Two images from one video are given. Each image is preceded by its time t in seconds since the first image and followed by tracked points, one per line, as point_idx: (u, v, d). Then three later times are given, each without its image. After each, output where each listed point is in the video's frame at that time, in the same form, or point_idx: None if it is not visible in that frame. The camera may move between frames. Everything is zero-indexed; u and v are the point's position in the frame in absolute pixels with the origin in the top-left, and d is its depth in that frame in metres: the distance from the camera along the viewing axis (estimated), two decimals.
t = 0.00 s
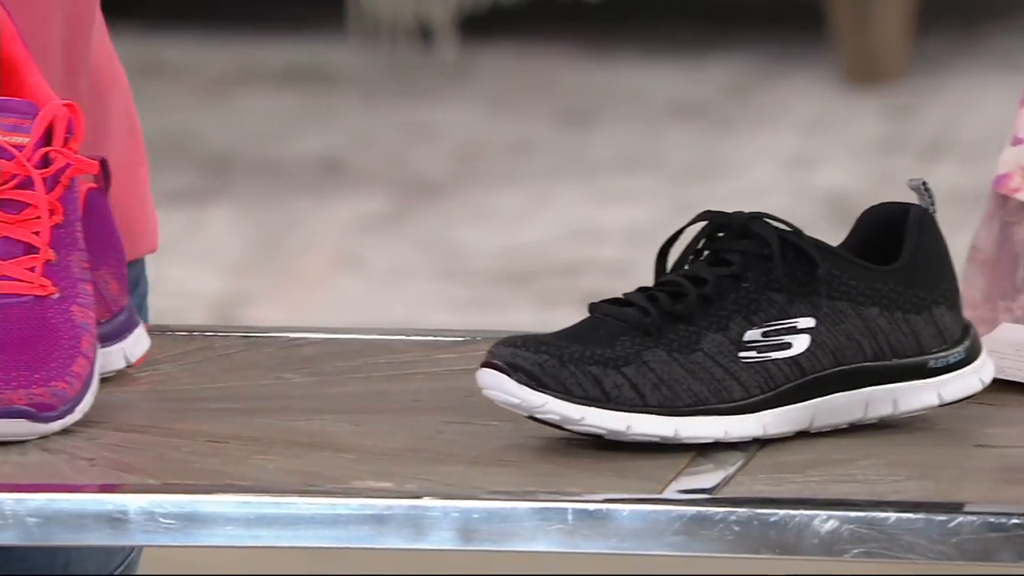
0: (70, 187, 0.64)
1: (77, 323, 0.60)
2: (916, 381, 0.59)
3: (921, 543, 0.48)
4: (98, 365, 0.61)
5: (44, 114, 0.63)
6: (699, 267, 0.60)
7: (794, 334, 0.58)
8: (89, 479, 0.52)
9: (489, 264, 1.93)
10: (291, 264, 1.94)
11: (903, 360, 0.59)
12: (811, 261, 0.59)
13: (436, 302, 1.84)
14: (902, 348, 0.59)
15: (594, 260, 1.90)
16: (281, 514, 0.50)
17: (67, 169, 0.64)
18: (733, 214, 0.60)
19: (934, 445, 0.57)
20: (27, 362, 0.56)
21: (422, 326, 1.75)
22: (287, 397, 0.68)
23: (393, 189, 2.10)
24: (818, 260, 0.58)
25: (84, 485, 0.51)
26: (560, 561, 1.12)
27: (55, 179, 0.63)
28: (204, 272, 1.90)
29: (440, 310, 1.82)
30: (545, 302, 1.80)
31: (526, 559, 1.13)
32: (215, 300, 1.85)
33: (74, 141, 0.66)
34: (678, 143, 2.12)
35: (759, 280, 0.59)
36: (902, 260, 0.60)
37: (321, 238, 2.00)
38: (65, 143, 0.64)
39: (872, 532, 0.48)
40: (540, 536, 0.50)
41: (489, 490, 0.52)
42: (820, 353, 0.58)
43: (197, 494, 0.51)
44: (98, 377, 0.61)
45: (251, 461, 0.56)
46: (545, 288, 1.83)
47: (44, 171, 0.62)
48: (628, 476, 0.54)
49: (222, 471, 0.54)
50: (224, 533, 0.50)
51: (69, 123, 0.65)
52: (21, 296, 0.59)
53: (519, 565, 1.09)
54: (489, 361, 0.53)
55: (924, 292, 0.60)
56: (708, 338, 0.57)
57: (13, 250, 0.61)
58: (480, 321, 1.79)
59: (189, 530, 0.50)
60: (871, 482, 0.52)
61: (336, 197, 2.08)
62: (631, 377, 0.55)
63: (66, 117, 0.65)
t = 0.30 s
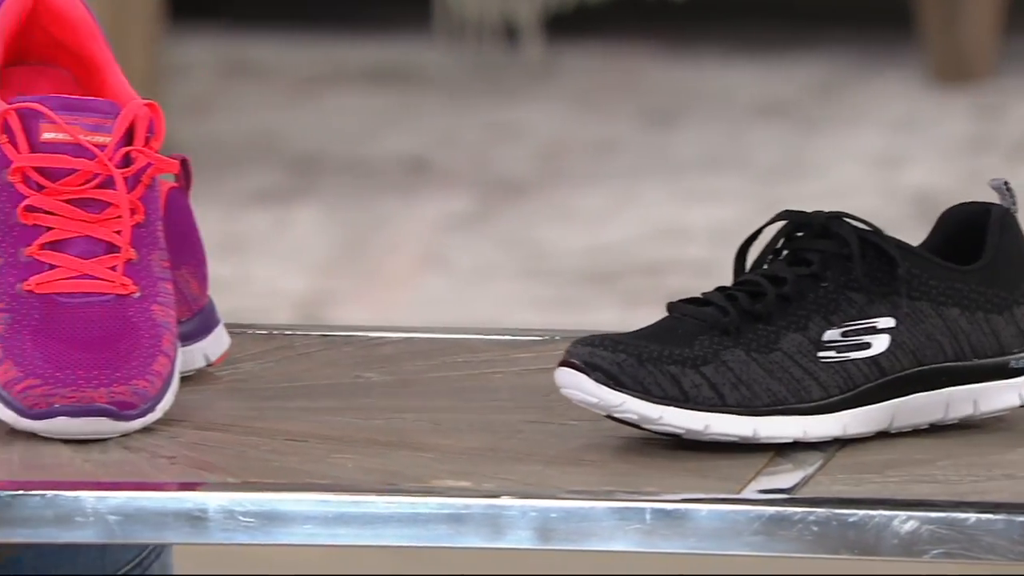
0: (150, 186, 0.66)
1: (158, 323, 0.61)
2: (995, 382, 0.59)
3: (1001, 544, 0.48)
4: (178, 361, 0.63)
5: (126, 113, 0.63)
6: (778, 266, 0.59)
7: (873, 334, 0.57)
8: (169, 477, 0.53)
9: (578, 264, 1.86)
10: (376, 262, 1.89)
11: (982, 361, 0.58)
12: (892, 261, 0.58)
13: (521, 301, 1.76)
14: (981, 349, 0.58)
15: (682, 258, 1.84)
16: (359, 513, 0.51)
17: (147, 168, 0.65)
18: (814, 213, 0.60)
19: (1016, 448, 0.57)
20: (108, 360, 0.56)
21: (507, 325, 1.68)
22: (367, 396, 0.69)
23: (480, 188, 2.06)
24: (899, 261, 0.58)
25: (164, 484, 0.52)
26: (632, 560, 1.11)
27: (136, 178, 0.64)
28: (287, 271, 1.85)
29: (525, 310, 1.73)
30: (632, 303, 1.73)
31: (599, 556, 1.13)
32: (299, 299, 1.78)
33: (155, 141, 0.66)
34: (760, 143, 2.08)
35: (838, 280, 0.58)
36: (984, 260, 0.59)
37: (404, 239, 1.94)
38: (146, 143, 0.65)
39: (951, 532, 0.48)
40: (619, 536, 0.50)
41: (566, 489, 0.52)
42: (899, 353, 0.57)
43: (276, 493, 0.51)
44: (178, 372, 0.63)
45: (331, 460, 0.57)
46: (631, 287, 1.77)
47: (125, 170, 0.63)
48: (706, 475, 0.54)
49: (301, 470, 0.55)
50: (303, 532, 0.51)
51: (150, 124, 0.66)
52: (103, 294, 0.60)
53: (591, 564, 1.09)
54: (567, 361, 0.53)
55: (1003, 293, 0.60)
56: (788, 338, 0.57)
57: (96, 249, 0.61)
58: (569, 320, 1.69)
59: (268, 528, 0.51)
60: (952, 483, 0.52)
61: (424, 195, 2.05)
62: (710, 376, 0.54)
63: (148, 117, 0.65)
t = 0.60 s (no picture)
0: (230, 185, 0.66)
1: (237, 321, 0.61)
2: None
3: None
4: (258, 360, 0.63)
5: (207, 112, 0.63)
6: (858, 267, 0.59)
7: (954, 334, 0.57)
8: (248, 476, 0.54)
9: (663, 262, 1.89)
10: (461, 263, 1.92)
11: None
12: (973, 261, 0.58)
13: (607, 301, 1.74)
14: None
15: (767, 258, 1.85)
16: (439, 511, 0.52)
17: (227, 168, 0.65)
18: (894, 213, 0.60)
19: None
20: (189, 358, 0.56)
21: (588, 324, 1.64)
22: (446, 394, 0.70)
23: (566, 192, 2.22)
24: (978, 260, 0.58)
25: (243, 482, 0.52)
26: (710, 557, 1.12)
27: (216, 177, 0.64)
28: (375, 271, 1.88)
29: (607, 310, 1.70)
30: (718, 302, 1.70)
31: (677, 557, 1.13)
32: (386, 298, 1.77)
33: (235, 140, 0.66)
34: (840, 141, 2.37)
35: (919, 279, 0.58)
36: None
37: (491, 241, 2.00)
38: (226, 142, 0.65)
39: None
40: (698, 537, 0.50)
41: (644, 489, 0.52)
42: (981, 353, 0.57)
43: (354, 491, 0.52)
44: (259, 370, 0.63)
45: (410, 459, 0.58)
46: (717, 287, 1.76)
47: (205, 170, 0.63)
48: (785, 475, 0.54)
49: (380, 469, 0.56)
50: (381, 530, 0.52)
51: (229, 122, 0.66)
52: (184, 294, 0.60)
53: (669, 564, 1.09)
54: (645, 361, 0.53)
55: None
56: (867, 338, 0.56)
57: (175, 248, 0.61)
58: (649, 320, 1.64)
59: (347, 527, 0.52)
60: None
61: (512, 198, 2.20)
62: (789, 377, 0.54)
63: (227, 117, 0.65)
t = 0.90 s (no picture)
0: (309, 184, 0.67)
1: (315, 320, 0.62)
2: None
3: None
4: (336, 360, 0.64)
5: (287, 112, 0.65)
6: (936, 268, 0.59)
7: None
8: (326, 475, 0.54)
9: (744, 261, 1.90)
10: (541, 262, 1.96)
11: None
12: None
13: (695, 301, 1.78)
14: None
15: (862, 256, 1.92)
16: (514, 511, 0.52)
17: (306, 167, 0.66)
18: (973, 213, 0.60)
19: None
20: (267, 357, 0.58)
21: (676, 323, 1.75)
22: (524, 393, 0.71)
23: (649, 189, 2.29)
24: None
25: (321, 481, 0.53)
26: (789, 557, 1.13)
27: (295, 177, 0.66)
28: (460, 270, 1.88)
29: (696, 312, 1.76)
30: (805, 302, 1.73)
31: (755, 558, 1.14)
32: (470, 297, 1.83)
33: (313, 139, 0.68)
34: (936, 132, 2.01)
35: (997, 279, 0.58)
36: None
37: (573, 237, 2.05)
38: (305, 142, 0.67)
39: None
40: (776, 536, 0.51)
41: (721, 489, 0.53)
42: None
43: (431, 490, 0.52)
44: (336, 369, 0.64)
45: (487, 458, 0.58)
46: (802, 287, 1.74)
47: (284, 170, 0.64)
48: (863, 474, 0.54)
49: (458, 468, 0.56)
50: (457, 530, 0.52)
51: (308, 122, 0.67)
52: (263, 293, 0.61)
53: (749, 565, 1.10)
54: (723, 362, 0.54)
55: None
56: (946, 338, 0.56)
57: (254, 248, 0.63)
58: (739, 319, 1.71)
59: (425, 526, 0.52)
60: None
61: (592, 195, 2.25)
62: (867, 377, 0.54)
63: (305, 116, 0.66)
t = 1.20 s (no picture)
0: (381, 184, 0.67)
1: (387, 319, 0.62)
2: None
3: None
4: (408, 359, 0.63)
5: (359, 111, 0.64)
6: (1009, 267, 0.59)
7: None
8: (399, 474, 0.55)
9: (823, 263, 2.04)
10: (621, 264, 2.07)
11: None
12: None
13: (770, 300, 1.87)
14: None
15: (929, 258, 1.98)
16: (586, 510, 0.53)
17: (379, 167, 0.66)
18: None
19: None
20: (339, 357, 0.58)
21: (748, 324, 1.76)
22: (595, 392, 0.72)
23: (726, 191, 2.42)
24: None
25: (393, 480, 0.53)
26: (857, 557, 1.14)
27: (367, 176, 0.65)
28: (539, 272, 2.01)
29: (771, 311, 1.81)
30: (881, 301, 1.83)
31: (826, 558, 1.15)
32: (546, 299, 1.89)
33: (386, 139, 0.67)
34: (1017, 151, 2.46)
35: None
36: None
37: (654, 239, 2.19)
38: (378, 141, 0.66)
39: None
40: (849, 536, 0.52)
41: (793, 489, 0.54)
42: None
43: (502, 490, 0.53)
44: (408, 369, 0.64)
45: (558, 458, 0.59)
46: (882, 286, 1.89)
47: (356, 169, 0.64)
48: (934, 474, 0.55)
49: (530, 468, 0.57)
50: (529, 529, 0.53)
51: (380, 121, 0.66)
52: (336, 293, 0.61)
53: (821, 564, 1.12)
54: (794, 362, 0.54)
55: None
56: (1020, 338, 0.56)
57: (327, 247, 0.63)
58: (814, 319, 1.79)
59: (497, 525, 0.53)
60: None
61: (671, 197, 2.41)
62: (940, 377, 0.54)
63: (378, 116, 0.65)
